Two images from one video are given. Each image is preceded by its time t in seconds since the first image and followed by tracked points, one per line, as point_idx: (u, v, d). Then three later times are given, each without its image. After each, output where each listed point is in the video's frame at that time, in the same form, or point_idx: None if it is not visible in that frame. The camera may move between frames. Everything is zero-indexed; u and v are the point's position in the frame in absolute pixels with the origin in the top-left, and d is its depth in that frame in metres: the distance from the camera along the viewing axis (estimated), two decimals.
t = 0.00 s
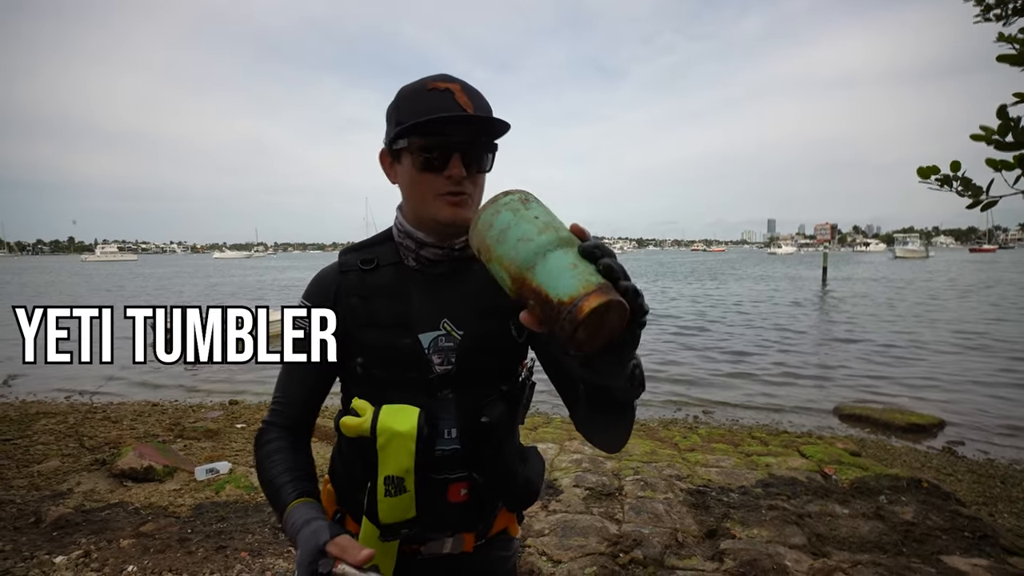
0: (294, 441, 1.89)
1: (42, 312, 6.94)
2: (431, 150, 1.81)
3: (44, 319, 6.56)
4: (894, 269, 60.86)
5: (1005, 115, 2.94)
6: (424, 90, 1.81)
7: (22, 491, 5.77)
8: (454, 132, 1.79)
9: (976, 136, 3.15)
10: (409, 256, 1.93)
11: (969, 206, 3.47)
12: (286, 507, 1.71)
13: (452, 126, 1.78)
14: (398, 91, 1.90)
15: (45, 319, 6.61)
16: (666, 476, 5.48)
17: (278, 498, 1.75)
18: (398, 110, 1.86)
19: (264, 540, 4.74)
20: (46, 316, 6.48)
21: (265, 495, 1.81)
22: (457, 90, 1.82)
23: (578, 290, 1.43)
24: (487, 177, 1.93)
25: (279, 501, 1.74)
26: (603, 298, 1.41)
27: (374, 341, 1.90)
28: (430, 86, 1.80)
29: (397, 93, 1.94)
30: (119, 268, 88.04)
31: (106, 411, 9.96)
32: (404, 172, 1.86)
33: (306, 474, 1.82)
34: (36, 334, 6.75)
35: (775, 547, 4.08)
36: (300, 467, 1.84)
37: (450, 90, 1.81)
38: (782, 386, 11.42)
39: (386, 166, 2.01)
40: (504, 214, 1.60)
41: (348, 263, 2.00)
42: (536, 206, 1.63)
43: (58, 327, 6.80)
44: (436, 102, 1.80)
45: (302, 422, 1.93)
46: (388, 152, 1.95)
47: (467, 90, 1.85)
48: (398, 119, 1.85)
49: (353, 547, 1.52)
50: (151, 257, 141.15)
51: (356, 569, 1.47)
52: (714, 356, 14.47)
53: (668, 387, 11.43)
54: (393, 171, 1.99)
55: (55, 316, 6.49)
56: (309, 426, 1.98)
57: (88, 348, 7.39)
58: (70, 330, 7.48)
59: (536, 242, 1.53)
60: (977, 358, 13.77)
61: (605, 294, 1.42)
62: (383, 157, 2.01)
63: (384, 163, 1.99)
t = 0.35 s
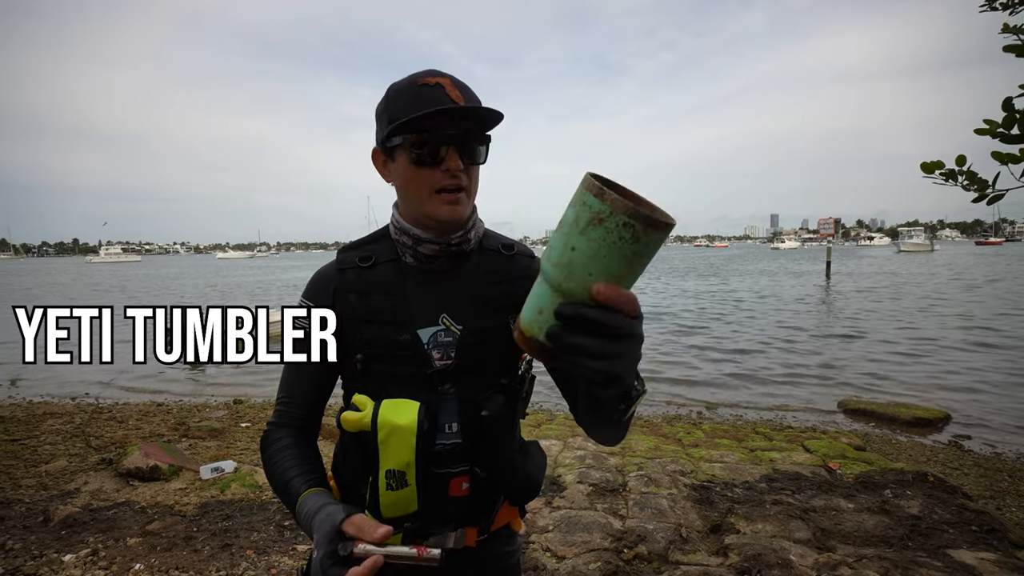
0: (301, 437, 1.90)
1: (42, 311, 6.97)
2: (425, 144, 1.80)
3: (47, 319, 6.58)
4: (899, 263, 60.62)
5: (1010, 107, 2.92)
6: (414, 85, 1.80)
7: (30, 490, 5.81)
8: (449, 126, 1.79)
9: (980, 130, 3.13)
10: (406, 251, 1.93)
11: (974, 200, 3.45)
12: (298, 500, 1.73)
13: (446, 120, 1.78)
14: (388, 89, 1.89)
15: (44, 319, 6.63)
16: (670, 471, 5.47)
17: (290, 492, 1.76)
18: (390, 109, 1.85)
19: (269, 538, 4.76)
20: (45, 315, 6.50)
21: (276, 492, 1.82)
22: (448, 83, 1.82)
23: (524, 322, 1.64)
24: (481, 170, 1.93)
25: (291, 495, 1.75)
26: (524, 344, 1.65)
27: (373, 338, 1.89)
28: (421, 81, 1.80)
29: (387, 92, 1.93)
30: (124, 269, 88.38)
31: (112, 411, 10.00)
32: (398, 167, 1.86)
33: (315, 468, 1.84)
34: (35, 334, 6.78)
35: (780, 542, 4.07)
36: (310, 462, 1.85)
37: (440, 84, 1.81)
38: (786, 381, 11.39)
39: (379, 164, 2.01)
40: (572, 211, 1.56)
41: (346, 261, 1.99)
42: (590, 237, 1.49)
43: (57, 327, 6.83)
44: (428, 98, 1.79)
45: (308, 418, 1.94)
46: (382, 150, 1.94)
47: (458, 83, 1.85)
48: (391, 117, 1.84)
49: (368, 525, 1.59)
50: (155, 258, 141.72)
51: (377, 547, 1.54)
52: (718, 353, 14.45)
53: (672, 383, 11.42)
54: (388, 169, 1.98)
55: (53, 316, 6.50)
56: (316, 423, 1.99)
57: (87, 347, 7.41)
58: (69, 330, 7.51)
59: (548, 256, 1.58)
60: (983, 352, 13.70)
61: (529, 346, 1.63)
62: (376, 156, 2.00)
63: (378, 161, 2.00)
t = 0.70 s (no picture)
0: (306, 435, 1.90)
1: (41, 311, 7.01)
2: (426, 137, 1.80)
3: (51, 321, 6.61)
4: (905, 255, 60.22)
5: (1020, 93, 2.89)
6: (423, 77, 1.80)
7: (41, 490, 5.86)
8: (451, 122, 1.79)
9: (988, 118, 3.10)
10: (404, 245, 1.92)
11: (983, 189, 3.42)
12: (306, 499, 1.74)
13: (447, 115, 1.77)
14: (399, 79, 1.90)
15: (44, 319, 6.67)
16: (676, 465, 5.46)
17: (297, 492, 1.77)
18: (397, 98, 1.86)
19: (278, 535, 4.78)
20: (46, 315, 6.54)
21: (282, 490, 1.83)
22: (457, 80, 1.82)
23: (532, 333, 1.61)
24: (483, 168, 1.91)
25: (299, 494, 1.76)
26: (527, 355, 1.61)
27: (375, 334, 1.89)
28: (430, 74, 1.80)
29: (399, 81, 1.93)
30: (130, 271, 88.86)
31: (121, 411, 10.08)
32: (399, 158, 1.85)
33: (321, 466, 1.84)
34: (35, 334, 6.82)
35: (787, 534, 4.06)
36: (316, 459, 1.85)
37: (448, 79, 1.81)
38: (793, 375, 11.36)
39: (384, 153, 2.01)
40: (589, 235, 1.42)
41: (345, 256, 1.98)
42: (600, 266, 1.37)
43: (57, 326, 6.87)
44: (435, 91, 1.79)
45: (311, 415, 1.94)
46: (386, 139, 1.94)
47: (467, 81, 1.84)
48: (396, 107, 1.85)
49: (381, 530, 1.60)
50: (160, 260, 142.33)
51: (389, 551, 1.54)
52: (723, 347, 14.41)
53: (677, 378, 11.40)
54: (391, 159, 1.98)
55: (54, 316, 6.54)
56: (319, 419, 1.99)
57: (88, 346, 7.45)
58: (69, 330, 7.55)
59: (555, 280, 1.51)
60: (990, 343, 13.62)
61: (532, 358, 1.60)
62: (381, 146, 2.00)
63: (383, 150, 2.00)
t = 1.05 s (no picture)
0: (306, 432, 1.91)
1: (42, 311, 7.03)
2: (437, 139, 1.80)
3: (51, 321, 6.63)
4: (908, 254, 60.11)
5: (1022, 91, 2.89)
6: (435, 78, 1.79)
7: (44, 487, 5.89)
8: (463, 125, 1.80)
9: (991, 115, 3.11)
10: (407, 245, 1.93)
11: (987, 186, 3.42)
12: (306, 498, 1.75)
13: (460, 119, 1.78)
14: (407, 76, 1.87)
15: (45, 319, 6.69)
16: (676, 464, 5.47)
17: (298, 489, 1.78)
18: (406, 96, 1.83)
19: (279, 533, 4.80)
20: (46, 315, 6.55)
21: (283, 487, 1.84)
22: (468, 82, 1.83)
23: (591, 384, 1.67)
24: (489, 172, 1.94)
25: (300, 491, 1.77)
26: (604, 406, 1.67)
27: (374, 331, 1.89)
28: (442, 75, 1.80)
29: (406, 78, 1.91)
30: (132, 269, 89.10)
31: (123, 409, 10.11)
32: (406, 157, 1.85)
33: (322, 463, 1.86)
34: (36, 334, 6.84)
35: (787, 533, 4.07)
36: (317, 455, 1.87)
37: (460, 81, 1.81)
38: (793, 375, 11.36)
39: (386, 148, 1.99)
40: (580, 253, 1.70)
41: (344, 253, 1.98)
42: (611, 258, 1.72)
43: (58, 326, 6.88)
44: (447, 93, 1.80)
45: (311, 413, 1.96)
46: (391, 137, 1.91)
47: (477, 84, 1.85)
48: (406, 104, 1.82)
49: (380, 532, 1.60)
50: (162, 258, 142.64)
51: (389, 552, 1.56)
52: (724, 346, 14.41)
53: (677, 377, 11.41)
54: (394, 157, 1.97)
55: (54, 316, 6.55)
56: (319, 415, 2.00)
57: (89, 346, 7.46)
58: (69, 330, 7.57)
59: (585, 309, 1.68)
60: (992, 344, 13.59)
61: (611, 401, 1.67)
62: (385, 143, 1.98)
63: (385, 145, 1.98)
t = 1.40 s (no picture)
0: (308, 431, 1.91)
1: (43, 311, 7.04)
2: (434, 139, 1.79)
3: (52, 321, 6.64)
4: (910, 252, 60.02)
5: None
6: (431, 78, 1.78)
7: (46, 486, 5.90)
8: (461, 125, 1.79)
9: (994, 114, 3.10)
10: (408, 244, 1.93)
11: (990, 185, 3.42)
12: (311, 496, 1.75)
13: (457, 119, 1.77)
14: (403, 78, 1.86)
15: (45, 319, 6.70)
16: (677, 463, 5.47)
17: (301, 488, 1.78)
18: (402, 99, 1.82)
19: (279, 532, 4.80)
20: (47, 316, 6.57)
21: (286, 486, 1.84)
22: (464, 80, 1.81)
23: (625, 376, 1.64)
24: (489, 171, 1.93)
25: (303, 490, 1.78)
26: (646, 388, 1.63)
27: (375, 329, 1.88)
28: (438, 75, 1.78)
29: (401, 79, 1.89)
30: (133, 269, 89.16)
31: (125, 408, 10.13)
32: (404, 159, 1.84)
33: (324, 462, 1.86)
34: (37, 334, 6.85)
35: (788, 532, 4.06)
36: (320, 454, 1.87)
37: (457, 79, 1.80)
38: (794, 374, 11.35)
39: (386, 149, 1.98)
40: (556, 264, 1.73)
41: (345, 251, 1.97)
42: (585, 260, 1.78)
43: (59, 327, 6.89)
44: (444, 93, 1.78)
45: (312, 411, 1.95)
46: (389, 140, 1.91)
47: (474, 82, 1.84)
48: (402, 107, 1.82)
49: (388, 530, 1.59)
50: (163, 258, 142.78)
51: (398, 551, 1.58)
52: (725, 345, 14.40)
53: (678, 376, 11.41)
54: (393, 159, 1.96)
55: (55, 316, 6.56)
56: (321, 414, 2.00)
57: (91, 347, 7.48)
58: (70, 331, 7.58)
59: (585, 310, 1.70)
60: (993, 342, 13.58)
61: (649, 385, 1.64)
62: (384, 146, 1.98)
63: (385, 146, 1.97)
